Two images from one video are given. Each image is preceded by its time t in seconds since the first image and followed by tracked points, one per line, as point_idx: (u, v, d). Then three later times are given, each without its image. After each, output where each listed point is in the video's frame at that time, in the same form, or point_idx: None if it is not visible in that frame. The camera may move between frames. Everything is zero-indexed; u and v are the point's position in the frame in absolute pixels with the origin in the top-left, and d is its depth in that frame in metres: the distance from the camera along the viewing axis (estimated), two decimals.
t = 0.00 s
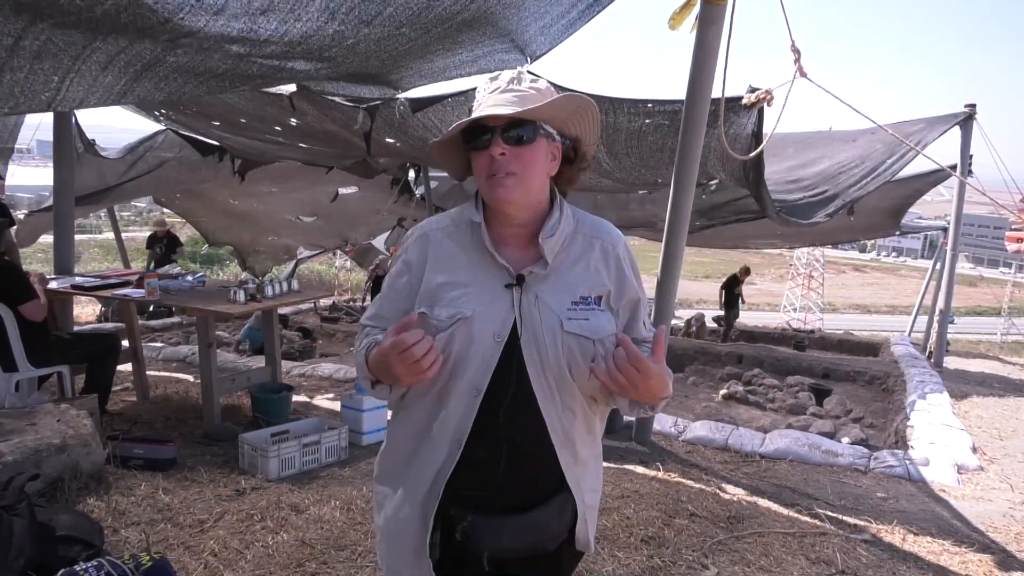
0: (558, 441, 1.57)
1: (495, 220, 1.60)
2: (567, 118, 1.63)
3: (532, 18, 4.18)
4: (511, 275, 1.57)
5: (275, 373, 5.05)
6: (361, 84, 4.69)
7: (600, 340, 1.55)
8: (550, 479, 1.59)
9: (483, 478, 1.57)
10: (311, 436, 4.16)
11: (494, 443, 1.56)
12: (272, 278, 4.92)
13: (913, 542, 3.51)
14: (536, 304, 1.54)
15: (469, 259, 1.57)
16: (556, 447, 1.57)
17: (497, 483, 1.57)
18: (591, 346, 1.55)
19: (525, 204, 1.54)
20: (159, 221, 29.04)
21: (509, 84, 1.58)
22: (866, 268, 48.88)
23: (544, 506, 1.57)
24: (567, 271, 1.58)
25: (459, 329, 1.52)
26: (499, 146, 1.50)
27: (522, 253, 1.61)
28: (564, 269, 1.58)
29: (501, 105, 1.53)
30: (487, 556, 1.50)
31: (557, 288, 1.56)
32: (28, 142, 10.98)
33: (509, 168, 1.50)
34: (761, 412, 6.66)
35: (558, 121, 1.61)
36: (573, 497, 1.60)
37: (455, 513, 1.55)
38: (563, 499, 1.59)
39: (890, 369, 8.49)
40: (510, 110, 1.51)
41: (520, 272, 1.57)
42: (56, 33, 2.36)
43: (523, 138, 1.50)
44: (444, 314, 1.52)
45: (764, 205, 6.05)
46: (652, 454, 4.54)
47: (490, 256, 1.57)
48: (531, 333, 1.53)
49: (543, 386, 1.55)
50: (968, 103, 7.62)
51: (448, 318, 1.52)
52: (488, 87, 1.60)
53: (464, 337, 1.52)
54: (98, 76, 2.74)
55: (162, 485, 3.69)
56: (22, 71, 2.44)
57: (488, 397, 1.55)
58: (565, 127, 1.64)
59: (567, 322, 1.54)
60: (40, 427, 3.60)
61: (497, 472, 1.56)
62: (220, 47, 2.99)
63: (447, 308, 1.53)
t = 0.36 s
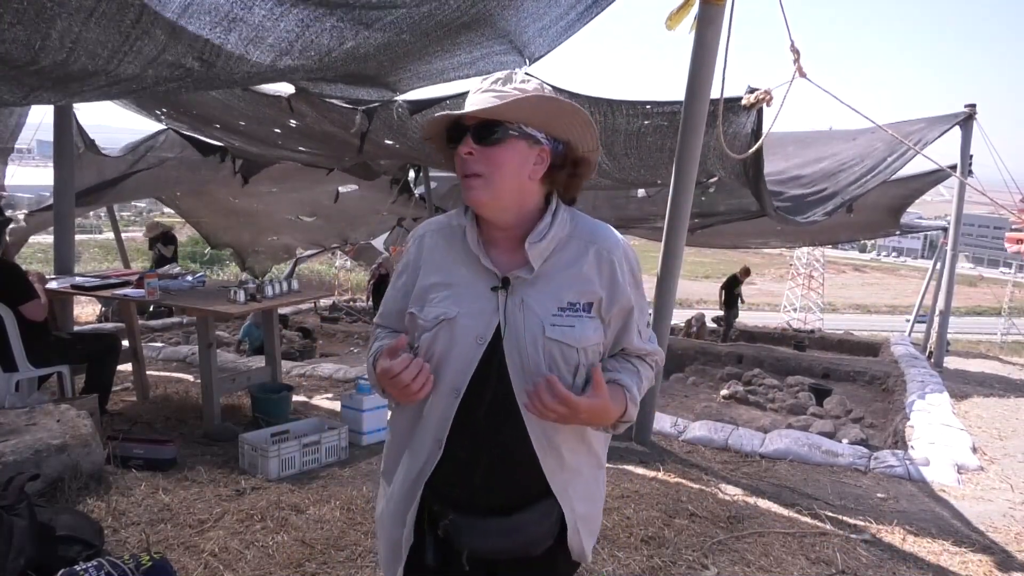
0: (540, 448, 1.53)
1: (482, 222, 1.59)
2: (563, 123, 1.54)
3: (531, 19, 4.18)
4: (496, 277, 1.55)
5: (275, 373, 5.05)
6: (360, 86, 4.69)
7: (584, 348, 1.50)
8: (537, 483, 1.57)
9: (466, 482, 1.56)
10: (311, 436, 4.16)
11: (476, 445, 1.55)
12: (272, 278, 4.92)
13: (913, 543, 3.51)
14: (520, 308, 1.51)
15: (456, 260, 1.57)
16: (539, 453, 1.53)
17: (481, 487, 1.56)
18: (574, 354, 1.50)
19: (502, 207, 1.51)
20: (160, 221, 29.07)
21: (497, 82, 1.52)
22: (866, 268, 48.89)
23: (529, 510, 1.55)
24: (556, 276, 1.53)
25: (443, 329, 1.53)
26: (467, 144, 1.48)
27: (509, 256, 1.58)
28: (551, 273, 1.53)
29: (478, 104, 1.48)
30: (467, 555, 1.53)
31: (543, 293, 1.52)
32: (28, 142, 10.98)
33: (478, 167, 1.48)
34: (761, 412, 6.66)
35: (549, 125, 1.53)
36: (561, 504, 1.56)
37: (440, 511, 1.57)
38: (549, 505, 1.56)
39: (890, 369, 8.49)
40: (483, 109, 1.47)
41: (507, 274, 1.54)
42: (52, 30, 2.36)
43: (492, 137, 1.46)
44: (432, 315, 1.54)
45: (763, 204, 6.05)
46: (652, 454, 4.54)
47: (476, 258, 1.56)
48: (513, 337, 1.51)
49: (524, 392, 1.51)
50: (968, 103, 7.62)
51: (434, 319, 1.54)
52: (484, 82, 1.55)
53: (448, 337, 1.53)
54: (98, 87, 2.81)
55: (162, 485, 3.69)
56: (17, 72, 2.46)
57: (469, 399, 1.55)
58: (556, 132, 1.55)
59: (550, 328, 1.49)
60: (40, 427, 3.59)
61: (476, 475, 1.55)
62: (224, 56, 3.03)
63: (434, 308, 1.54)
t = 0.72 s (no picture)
0: (513, 442, 1.51)
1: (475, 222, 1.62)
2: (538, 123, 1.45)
3: (530, 20, 4.18)
4: (479, 271, 1.58)
5: (275, 373, 5.05)
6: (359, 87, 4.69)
7: (557, 347, 1.48)
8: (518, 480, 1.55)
9: (451, 477, 1.58)
10: (311, 436, 4.16)
11: (458, 439, 1.57)
12: (272, 278, 4.92)
13: (913, 543, 3.51)
14: (499, 302, 1.51)
15: (449, 254, 1.65)
16: (513, 451, 1.52)
17: (464, 482, 1.56)
18: (546, 351, 1.48)
19: (477, 209, 1.52)
20: (161, 221, 29.17)
21: (482, 86, 1.52)
22: (866, 268, 48.88)
23: (508, 506, 1.53)
24: (534, 273, 1.50)
25: (429, 319, 1.62)
26: (443, 149, 1.52)
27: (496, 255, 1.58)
28: (531, 269, 1.51)
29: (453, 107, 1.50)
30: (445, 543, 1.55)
31: (523, 288, 1.50)
32: (28, 143, 10.97)
33: (450, 170, 1.51)
34: (761, 412, 6.67)
35: (522, 125, 1.46)
36: (538, 506, 1.52)
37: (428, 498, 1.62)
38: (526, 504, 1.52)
39: (890, 369, 8.48)
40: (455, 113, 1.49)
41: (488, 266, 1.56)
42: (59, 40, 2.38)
43: (462, 140, 1.48)
44: (423, 305, 1.64)
45: (762, 201, 6.05)
46: (652, 454, 4.55)
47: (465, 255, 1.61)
48: (489, 329, 1.51)
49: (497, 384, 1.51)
50: (968, 103, 7.62)
51: (424, 309, 1.63)
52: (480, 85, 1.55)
53: (432, 327, 1.61)
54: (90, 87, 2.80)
55: (162, 485, 3.70)
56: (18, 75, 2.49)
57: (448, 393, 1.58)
58: (532, 136, 1.48)
59: (520, 325, 1.48)
60: (40, 427, 3.59)
61: (452, 459, 1.57)
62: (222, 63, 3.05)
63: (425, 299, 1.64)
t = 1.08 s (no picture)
0: (516, 439, 1.55)
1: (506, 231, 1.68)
2: (542, 136, 1.47)
3: (528, 19, 4.18)
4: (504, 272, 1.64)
5: (275, 373, 5.05)
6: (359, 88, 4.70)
7: (555, 355, 1.48)
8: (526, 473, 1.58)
9: (469, 462, 1.65)
10: (311, 436, 4.16)
11: (476, 425, 1.65)
12: (272, 278, 4.92)
13: (913, 543, 3.51)
14: (511, 308, 1.56)
15: (489, 258, 1.72)
16: (516, 447, 1.55)
17: (479, 466, 1.63)
18: (546, 359, 1.49)
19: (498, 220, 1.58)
20: (161, 221, 29.14)
21: (506, 103, 1.58)
22: (866, 267, 48.85)
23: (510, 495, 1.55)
24: (543, 282, 1.53)
25: (464, 318, 1.72)
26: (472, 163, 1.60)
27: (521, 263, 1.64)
28: (541, 278, 1.53)
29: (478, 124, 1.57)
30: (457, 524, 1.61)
31: (532, 296, 1.52)
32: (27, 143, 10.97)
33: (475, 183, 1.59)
34: (761, 412, 6.67)
35: (532, 139, 1.48)
36: (539, 505, 1.53)
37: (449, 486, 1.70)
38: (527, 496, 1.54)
39: (890, 369, 8.48)
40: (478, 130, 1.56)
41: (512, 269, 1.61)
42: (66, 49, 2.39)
43: (483, 156, 1.55)
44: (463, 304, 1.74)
45: (762, 200, 6.04)
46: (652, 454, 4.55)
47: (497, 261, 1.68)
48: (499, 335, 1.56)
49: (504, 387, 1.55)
50: (968, 103, 7.61)
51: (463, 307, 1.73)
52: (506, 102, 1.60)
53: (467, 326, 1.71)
54: (96, 99, 2.82)
55: (161, 485, 3.70)
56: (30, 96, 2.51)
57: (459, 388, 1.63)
58: (544, 152, 1.50)
59: (520, 330, 1.50)
60: (39, 427, 3.59)
61: (463, 446, 1.66)
62: (225, 71, 3.08)
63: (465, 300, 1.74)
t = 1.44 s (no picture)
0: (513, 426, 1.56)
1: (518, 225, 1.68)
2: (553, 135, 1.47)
3: (528, 19, 4.17)
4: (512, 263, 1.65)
5: (275, 373, 5.05)
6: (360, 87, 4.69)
7: (550, 346, 1.48)
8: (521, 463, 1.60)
9: (475, 451, 1.66)
10: (311, 436, 4.16)
11: (473, 413, 1.68)
12: (271, 278, 4.91)
13: (913, 543, 3.50)
14: (515, 299, 1.57)
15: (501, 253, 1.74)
16: (514, 436, 1.57)
17: (475, 455, 1.66)
18: (542, 349, 1.50)
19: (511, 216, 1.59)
20: (160, 221, 29.14)
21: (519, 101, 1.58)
22: (866, 267, 48.83)
23: (508, 485, 1.59)
24: (545, 275, 1.53)
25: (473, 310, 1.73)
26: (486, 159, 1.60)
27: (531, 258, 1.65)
28: (543, 272, 1.54)
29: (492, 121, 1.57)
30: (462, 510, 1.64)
31: (535, 288, 1.54)
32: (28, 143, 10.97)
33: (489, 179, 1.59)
34: (761, 412, 6.67)
35: (543, 136, 1.48)
36: (536, 496, 1.54)
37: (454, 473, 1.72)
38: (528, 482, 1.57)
39: (890, 369, 8.48)
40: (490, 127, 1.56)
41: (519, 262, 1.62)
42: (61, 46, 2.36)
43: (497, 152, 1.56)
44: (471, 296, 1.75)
45: (763, 199, 6.02)
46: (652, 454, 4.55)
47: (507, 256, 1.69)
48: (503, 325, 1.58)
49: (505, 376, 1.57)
50: (968, 103, 7.60)
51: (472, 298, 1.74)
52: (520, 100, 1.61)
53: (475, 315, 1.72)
54: (94, 105, 2.74)
55: (162, 485, 3.70)
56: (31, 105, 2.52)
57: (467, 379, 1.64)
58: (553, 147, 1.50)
59: (519, 320, 1.51)
60: (38, 428, 3.59)
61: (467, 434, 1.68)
62: (221, 66, 3.04)
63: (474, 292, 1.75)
